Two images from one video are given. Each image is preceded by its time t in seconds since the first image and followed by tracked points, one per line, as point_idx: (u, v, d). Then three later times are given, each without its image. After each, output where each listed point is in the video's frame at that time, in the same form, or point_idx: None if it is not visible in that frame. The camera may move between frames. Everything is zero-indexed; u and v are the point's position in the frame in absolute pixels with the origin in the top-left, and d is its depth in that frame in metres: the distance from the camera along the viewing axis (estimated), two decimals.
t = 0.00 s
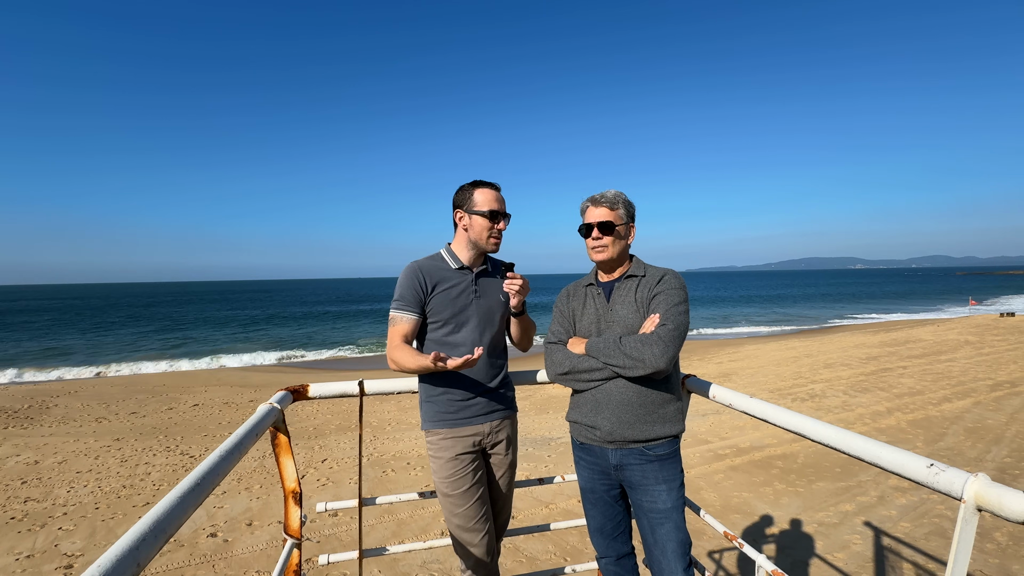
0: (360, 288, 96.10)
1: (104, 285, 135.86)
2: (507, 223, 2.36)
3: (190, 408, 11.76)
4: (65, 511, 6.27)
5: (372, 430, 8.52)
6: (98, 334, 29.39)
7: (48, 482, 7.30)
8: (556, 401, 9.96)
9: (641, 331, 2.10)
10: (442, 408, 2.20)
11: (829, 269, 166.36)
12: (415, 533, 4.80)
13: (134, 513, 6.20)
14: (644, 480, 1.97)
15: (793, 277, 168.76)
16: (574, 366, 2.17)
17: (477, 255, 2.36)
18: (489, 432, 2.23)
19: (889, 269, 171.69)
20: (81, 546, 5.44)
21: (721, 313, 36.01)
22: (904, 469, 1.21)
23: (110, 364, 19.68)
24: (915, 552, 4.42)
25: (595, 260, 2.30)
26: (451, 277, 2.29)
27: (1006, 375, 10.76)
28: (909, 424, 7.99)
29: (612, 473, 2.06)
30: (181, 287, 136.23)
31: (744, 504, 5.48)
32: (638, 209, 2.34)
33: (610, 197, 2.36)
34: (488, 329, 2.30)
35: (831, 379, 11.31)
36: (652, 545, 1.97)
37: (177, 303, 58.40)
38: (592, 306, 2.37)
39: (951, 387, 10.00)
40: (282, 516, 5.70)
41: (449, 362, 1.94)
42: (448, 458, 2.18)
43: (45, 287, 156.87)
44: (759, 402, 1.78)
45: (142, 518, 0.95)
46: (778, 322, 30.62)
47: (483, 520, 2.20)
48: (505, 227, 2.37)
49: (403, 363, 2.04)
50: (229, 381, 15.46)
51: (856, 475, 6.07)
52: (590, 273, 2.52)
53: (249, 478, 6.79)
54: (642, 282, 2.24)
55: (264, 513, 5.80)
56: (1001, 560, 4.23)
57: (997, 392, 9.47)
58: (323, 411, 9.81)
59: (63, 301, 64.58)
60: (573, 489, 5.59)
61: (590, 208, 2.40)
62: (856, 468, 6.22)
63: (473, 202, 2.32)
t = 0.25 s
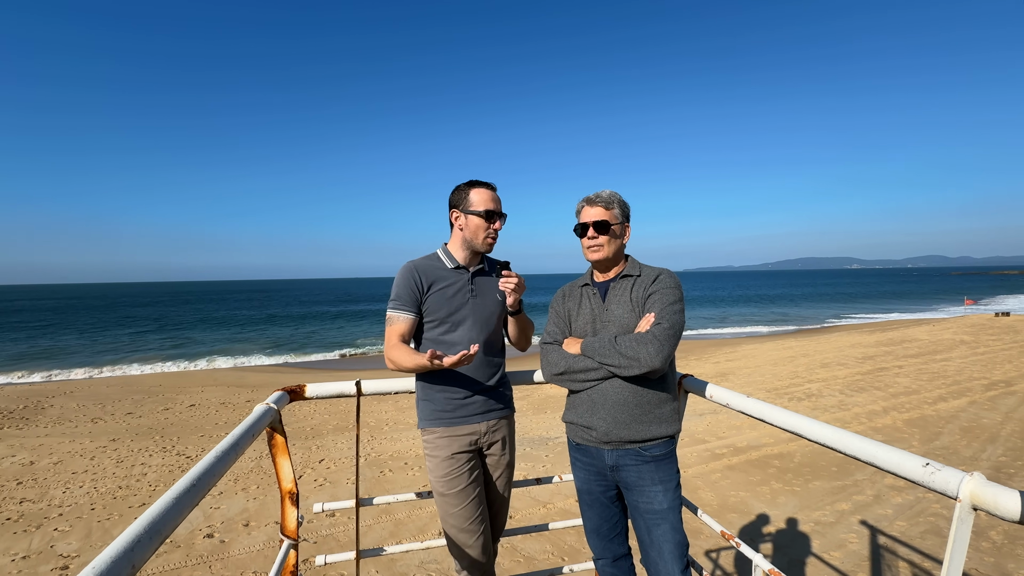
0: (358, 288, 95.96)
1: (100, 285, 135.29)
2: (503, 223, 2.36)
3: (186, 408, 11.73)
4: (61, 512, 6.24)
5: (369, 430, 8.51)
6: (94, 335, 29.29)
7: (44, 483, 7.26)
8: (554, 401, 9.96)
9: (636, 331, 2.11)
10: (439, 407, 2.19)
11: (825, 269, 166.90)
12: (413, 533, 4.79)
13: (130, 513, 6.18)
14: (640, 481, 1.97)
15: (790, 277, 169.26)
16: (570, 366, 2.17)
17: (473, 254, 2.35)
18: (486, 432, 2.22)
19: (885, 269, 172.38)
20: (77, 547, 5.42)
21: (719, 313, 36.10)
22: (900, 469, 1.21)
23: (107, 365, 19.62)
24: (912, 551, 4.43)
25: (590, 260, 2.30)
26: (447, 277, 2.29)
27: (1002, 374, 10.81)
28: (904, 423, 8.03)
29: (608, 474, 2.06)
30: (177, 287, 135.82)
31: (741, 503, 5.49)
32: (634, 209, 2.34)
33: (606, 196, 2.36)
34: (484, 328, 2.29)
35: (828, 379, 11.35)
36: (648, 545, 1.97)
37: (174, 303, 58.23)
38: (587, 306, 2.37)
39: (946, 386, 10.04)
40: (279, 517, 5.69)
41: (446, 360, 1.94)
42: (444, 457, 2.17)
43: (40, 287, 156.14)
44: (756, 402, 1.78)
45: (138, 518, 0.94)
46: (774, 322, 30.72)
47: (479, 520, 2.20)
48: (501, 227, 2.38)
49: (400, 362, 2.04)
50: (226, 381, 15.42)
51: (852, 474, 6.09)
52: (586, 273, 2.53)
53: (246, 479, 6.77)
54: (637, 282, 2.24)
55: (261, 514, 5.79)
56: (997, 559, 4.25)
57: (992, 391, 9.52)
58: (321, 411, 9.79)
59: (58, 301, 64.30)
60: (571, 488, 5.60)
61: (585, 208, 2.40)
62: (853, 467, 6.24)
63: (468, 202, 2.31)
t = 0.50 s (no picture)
0: (355, 288, 95.75)
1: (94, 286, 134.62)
2: (500, 223, 2.36)
3: (182, 409, 11.67)
4: (55, 513, 6.20)
5: (366, 430, 8.50)
6: (89, 335, 29.13)
7: (38, 484, 7.21)
8: (551, 401, 9.96)
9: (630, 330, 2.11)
10: (436, 407, 2.19)
11: (821, 269, 167.57)
12: (410, 534, 4.79)
13: (126, 515, 6.15)
14: (634, 482, 1.97)
15: (785, 277, 169.89)
16: (564, 367, 2.17)
17: (469, 254, 2.35)
18: (483, 431, 2.22)
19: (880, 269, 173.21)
20: (72, 548, 5.39)
21: (715, 314, 36.20)
22: (896, 468, 1.21)
23: (102, 365, 19.51)
24: (906, 549, 4.46)
25: (585, 260, 2.30)
26: (444, 277, 2.28)
27: (996, 374, 10.88)
28: (899, 422, 8.07)
29: (602, 475, 2.07)
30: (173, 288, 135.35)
31: (738, 502, 5.51)
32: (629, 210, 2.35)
33: (601, 196, 2.37)
34: (481, 328, 2.29)
35: (824, 378, 11.40)
36: (643, 548, 1.97)
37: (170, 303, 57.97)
38: (582, 306, 2.37)
39: (941, 385, 10.10)
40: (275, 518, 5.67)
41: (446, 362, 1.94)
42: (441, 457, 2.17)
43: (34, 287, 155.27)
44: (752, 402, 1.79)
45: (132, 521, 0.94)
46: (770, 322, 30.88)
47: (476, 520, 2.20)
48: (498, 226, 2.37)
49: (397, 362, 2.03)
50: (222, 382, 15.36)
51: (848, 473, 6.12)
52: (581, 273, 2.53)
53: (241, 479, 6.74)
54: (632, 282, 2.24)
55: (257, 515, 5.77)
56: (991, 557, 4.28)
57: (986, 390, 9.58)
58: (317, 412, 9.77)
59: (53, 302, 63.90)
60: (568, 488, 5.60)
61: (581, 208, 2.40)
62: (849, 466, 6.27)
63: (465, 202, 2.31)
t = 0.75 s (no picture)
0: (352, 288, 95.52)
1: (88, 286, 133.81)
2: (498, 222, 2.36)
3: (177, 409, 11.62)
4: (49, 515, 6.16)
5: (363, 431, 8.49)
6: (84, 336, 28.98)
7: (32, 485, 7.17)
8: (548, 401, 9.96)
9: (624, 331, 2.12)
10: (434, 407, 2.19)
11: (817, 269, 168.29)
12: (407, 534, 4.79)
13: (121, 516, 6.12)
14: (629, 483, 1.98)
15: (781, 277, 170.50)
16: (559, 367, 2.18)
17: (468, 254, 2.35)
18: (481, 432, 2.22)
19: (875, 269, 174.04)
20: (66, 550, 5.35)
21: (712, 314, 36.29)
22: (891, 467, 1.22)
23: (97, 366, 19.41)
24: (901, 548, 4.47)
25: (580, 262, 2.31)
26: (442, 277, 2.29)
27: (989, 373, 10.95)
28: (894, 422, 8.11)
29: (597, 477, 2.07)
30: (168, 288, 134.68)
31: (734, 502, 5.52)
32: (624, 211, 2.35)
33: (596, 197, 2.37)
34: (478, 328, 2.29)
35: (819, 378, 11.45)
36: (637, 549, 1.98)
37: (165, 304, 57.70)
38: (577, 307, 2.38)
39: (936, 385, 10.16)
40: (272, 518, 5.66)
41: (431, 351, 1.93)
42: (439, 458, 2.17)
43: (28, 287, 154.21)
44: (748, 402, 1.79)
45: (130, 521, 0.93)
46: (766, 322, 31.00)
47: (474, 521, 2.20)
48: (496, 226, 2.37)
49: (394, 360, 2.03)
50: (218, 382, 15.28)
51: (843, 472, 6.14)
52: (577, 274, 2.53)
53: (238, 480, 6.72)
54: (627, 283, 2.25)
55: (253, 516, 5.75)
56: (985, 555, 4.31)
57: (981, 390, 9.63)
58: (314, 412, 9.74)
59: (47, 302, 63.54)
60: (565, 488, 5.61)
61: (576, 210, 2.40)
62: (844, 465, 6.30)
63: (461, 202, 2.32)
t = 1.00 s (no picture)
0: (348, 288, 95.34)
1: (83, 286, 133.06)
2: (487, 222, 2.34)
3: (172, 410, 11.57)
4: (44, 516, 6.13)
5: (360, 431, 8.48)
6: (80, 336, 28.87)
7: (27, 486, 7.13)
8: (545, 401, 9.96)
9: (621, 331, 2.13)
10: (432, 408, 2.19)
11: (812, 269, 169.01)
12: (404, 534, 4.79)
13: (116, 517, 6.09)
14: (626, 484, 1.99)
15: (777, 277, 171.10)
16: (556, 367, 2.19)
17: (464, 253, 2.36)
18: (479, 432, 2.22)
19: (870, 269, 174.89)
20: (61, 551, 5.33)
21: (708, 314, 36.39)
22: (885, 466, 1.23)
23: (92, 366, 19.31)
24: (896, 546, 4.50)
25: (576, 262, 2.32)
26: (441, 275, 2.31)
27: (983, 373, 11.03)
28: (889, 421, 8.16)
29: (594, 477, 2.08)
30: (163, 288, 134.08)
31: (731, 501, 5.55)
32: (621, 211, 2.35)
33: (593, 199, 2.38)
34: (474, 327, 2.29)
35: (815, 378, 11.50)
36: (634, 549, 1.98)
37: (161, 304, 57.43)
38: (574, 308, 2.39)
39: (930, 384, 10.23)
40: (268, 519, 5.65)
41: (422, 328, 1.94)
42: (437, 458, 2.17)
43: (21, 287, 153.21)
44: (744, 402, 1.80)
45: (128, 522, 0.94)
46: (763, 322, 31.13)
47: (473, 521, 2.20)
48: (487, 225, 2.36)
49: (390, 348, 2.02)
50: (214, 383, 15.23)
51: (839, 471, 6.17)
52: (574, 274, 2.54)
53: (234, 481, 6.70)
54: (623, 283, 2.26)
55: (250, 517, 5.74)
56: (979, 554, 4.34)
57: (974, 389, 9.70)
58: (311, 412, 9.73)
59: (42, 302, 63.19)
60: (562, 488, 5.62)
61: (573, 211, 2.42)
62: (840, 465, 6.34)
63: (452, 202, 2.34)
